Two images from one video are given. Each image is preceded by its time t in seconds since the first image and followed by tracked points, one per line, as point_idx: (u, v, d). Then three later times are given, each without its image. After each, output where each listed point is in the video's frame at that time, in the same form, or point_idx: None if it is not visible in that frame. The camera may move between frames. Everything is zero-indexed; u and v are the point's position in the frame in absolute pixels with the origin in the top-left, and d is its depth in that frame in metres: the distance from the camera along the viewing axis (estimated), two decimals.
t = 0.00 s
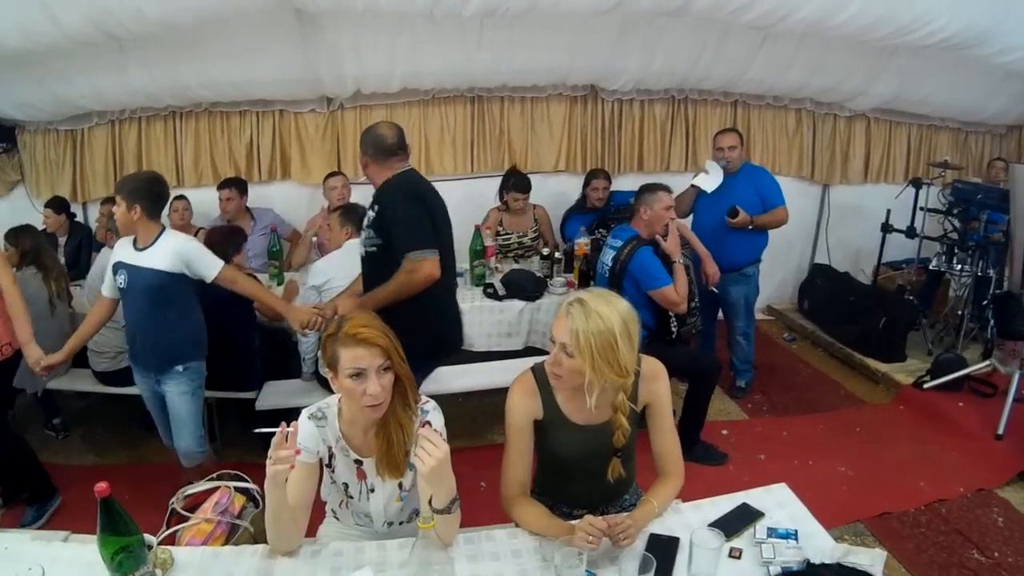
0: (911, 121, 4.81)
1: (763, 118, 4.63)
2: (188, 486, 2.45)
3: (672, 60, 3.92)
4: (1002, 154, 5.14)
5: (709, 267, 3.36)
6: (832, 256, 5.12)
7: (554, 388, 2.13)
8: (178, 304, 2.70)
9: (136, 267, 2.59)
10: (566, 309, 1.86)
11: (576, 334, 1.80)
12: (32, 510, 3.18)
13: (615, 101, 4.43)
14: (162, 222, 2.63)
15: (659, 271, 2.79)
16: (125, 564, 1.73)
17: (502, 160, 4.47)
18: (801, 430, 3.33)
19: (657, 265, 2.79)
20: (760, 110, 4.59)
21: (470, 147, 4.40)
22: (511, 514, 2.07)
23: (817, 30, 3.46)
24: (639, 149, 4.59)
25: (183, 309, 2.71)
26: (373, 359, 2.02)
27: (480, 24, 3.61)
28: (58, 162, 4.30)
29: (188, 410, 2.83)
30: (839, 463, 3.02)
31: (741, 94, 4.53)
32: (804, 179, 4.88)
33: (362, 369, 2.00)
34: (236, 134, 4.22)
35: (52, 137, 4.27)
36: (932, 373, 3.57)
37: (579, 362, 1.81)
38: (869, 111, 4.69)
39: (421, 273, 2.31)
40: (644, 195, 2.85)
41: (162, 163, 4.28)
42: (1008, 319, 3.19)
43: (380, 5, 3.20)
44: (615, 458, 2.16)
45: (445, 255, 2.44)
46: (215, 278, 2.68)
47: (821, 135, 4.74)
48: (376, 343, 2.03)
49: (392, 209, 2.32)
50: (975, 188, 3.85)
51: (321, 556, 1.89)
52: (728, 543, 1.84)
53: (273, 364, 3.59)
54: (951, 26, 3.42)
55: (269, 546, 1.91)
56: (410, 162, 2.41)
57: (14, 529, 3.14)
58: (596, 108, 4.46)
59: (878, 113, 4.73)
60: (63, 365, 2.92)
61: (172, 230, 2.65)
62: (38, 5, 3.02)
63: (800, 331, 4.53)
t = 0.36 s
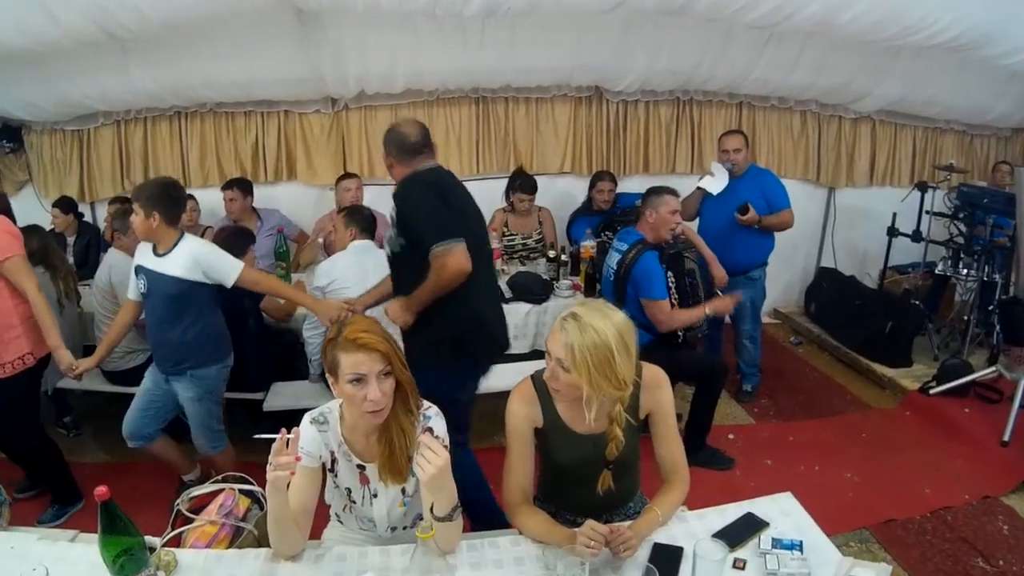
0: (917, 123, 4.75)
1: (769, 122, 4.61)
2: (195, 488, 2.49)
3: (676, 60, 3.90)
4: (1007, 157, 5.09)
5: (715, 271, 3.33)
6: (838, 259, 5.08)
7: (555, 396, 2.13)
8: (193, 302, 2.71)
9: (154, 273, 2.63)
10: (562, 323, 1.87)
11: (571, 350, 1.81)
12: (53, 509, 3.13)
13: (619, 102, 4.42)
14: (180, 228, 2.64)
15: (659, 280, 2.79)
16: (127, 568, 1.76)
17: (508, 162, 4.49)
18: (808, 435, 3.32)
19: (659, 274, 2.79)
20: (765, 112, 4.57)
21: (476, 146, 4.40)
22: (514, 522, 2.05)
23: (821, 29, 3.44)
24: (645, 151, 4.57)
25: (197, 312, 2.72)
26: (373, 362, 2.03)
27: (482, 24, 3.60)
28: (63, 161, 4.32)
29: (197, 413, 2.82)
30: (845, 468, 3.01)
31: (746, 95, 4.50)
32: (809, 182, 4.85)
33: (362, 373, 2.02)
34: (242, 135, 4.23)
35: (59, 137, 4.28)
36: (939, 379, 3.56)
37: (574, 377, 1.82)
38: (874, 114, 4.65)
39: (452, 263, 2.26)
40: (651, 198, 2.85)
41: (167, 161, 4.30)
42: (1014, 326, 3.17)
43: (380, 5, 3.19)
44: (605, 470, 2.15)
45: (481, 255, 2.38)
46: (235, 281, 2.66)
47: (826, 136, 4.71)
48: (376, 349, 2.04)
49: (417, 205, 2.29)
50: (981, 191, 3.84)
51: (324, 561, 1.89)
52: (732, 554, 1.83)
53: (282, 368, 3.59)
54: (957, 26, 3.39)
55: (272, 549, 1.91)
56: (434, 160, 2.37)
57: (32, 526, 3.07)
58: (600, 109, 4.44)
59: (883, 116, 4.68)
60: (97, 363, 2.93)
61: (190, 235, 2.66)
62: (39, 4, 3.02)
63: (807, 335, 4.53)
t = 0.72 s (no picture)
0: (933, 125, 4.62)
1: (784, 122, 4.54)
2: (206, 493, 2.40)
3: (688, 60, 3.86)
4: None
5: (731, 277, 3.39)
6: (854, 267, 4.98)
7: (560, 410, 2.09)
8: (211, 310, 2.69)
9: (175, 275, 2.60)
10: (577, 323, 1.88)
11: (604, 351, 1.83)
12: (80, 510, 3.19)
13: (633, 102, 4.42)
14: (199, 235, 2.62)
15: (673, 289, 2.85)
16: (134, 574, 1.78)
17: (521, 162, 4.51)
18: (824, 444, 3.30)
19: (673, 283, 2.85)
20: (780, 113, 4.51)
21: (488, 147, 4.43)
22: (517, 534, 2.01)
23: (833, 28, 3.38)
24: (659, 153, 4.55)
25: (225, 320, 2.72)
26: (372, 375, 1.98)
27: (489, 23, 3.59)
28: (80, 160, 4.43)
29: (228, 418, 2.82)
30: (858, 478, 3.00)
31: (760, 96, 4.45)
32: (824, 185, 4.76)
33: (361, 385, 1.98)
34: (255, 134, 4.30)
35: (75, 136, 4.39)
36: (954, 388, 3.51)
37: (604, 379, 1.84)
38: (890, 115, 4.53)
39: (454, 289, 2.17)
40: (665, 203, 2.90)
41: (182, 158, 4.39)
42: None
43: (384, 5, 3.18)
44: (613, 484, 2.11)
45: (496, 269, 2.29)
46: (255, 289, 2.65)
47: (841, 139, 4.61)
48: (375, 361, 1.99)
49: (427, 218, 2.19)
50: (999, 197, 3.71)
51: (330, 571, 1.88)
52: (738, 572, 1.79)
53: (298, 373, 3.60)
54: (971, 25, 3.31)
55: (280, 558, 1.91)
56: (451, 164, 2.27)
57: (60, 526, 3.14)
58: (614, 110, 4.44)
59: (899, 117, 4.56)
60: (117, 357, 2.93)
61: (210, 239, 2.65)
62: (43, 3, 3.04)
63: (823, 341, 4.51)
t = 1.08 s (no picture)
0: (965, 128, 4.47)
1: (812, 122, 4.45)
2: (224, 497, 2.36)
3: (715, 57, 3.81)
4: None
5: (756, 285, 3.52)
6: (883, 273, 4.88)
7: (579, 419, 1.97)
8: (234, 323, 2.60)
9: (201, 282, 2.51)
10: (607, 328, 1.86)
11: (640, 353, 1.81)
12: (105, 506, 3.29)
13: (658, 102, 4.42)
14: (220, 240, 2.55)
15: (698, 292, 2.92)
16: None
17: (547, 164, 4.59)
18: (847, 456, 3.44)
19: (698, 285, 2.91)
20: (808, 113, 4.43)
21: (513, 148, 4.54)
22: (531, 546, 1.92)
23: (863, 25, 3.31)
24: (686, 154, 4.55)
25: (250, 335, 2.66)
26: (381, 382, 1.85)
27: (512, 17, 3.63)
28: (111, 160, 4.70)
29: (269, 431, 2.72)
30: (882, 493, 3.14)
31: (789, 96, 4.39)
32: (854, 189, 4.67)
33: (370, 393, 1.84)
34: (280, 133, 4.54)
35: (102, 136, 4.66)
36: (982, 401, 3.55)
37: (639, 383, 1.83)
38: (919, 117, 4.40)
39: (463, 332, 2.14)
40: (690, 207, 2.99)
41: (209, 156, 4.63)
42: None
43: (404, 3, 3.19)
44: (631, 496, 2.00)
45: (504, 299, 2.24)
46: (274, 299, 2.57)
47: (872, 141, 4.51)
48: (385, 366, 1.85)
49: (429, 261, 2.14)
50: None
51: None
52: None
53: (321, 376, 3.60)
54: (1005, 22, 3.21)
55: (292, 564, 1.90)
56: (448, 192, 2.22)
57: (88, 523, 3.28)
58: (640, 109, 4.46)
59: (930, 119, 4.43)
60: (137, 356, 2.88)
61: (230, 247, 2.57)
62: None
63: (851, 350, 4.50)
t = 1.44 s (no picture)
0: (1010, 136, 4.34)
1: (851, 129, 4.37)
2: (244, 493, 2.32)
3: (753, 58, 3.74)
4: None
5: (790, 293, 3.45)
6: (920, 282, 4.79)
7: (605, 427, 1.91)
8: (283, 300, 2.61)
9: (240, 256, 2.50)
10: (634, 329, 1.80)
11: (668, 351, 1.75)
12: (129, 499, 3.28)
13: (694, 104, 4.36)
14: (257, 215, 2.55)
15: (729, 300, 2.86)
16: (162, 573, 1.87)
17: (580, 167, 4.54)
18: (880, 471, 3.36)
19: (729, 292, 2.86)
20: (847, 118, 4.35)
21: (547, 150, 4.50)
22: (549, 555, 1.89)
23: (905, 27, 3.23)
24: (721, 156, 4.48)
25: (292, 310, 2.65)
26: (402, 386, 1.77)
27: (545, 16, 3.59)
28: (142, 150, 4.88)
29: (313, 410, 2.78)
30: (914, 510, 3.06)
31: (827, 99, 4.31)
32: (894, 196, 4.58)
33: (390, 397, 1.77)
34: (311, 129, 4.61)
35: (135, 127, 4.85)
36: (1020, 418, 3.45)
37: (669, 382, 1.77)
38: (962, 122, 4.29)
39: (436, 318, 2.10)
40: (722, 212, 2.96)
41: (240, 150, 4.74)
42: None
43: None
44: (655, 509, 1.95)
45: (498, 294, 2.20)
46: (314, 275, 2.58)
47: (912, 147, 4.41)
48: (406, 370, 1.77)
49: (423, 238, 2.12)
50: None
51: None
52: None
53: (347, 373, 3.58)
54: None
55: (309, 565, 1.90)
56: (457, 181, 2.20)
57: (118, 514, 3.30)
58: (676, 110, 4.40)
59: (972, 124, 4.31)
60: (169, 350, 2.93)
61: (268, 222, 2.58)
62: None
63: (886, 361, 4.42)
